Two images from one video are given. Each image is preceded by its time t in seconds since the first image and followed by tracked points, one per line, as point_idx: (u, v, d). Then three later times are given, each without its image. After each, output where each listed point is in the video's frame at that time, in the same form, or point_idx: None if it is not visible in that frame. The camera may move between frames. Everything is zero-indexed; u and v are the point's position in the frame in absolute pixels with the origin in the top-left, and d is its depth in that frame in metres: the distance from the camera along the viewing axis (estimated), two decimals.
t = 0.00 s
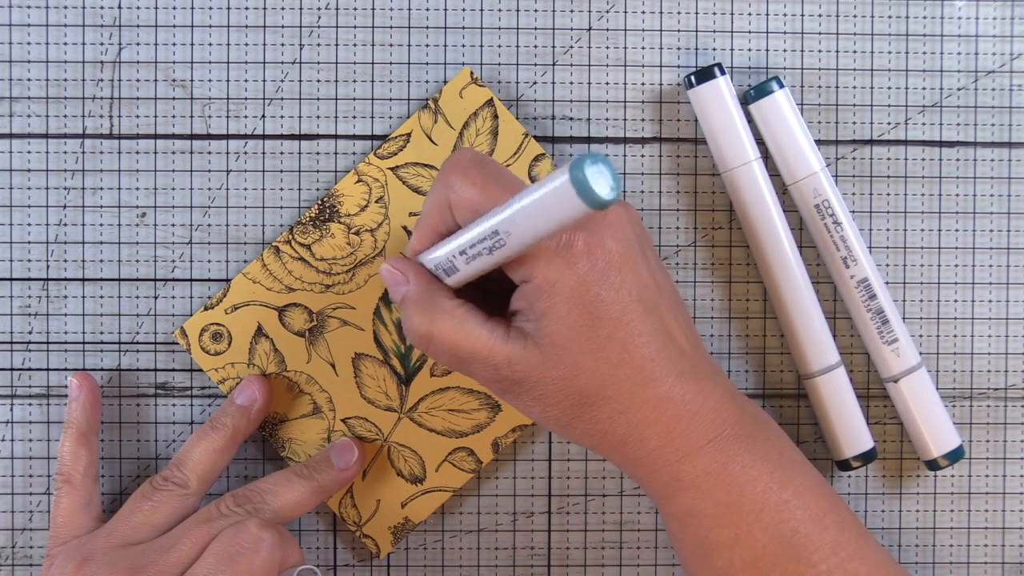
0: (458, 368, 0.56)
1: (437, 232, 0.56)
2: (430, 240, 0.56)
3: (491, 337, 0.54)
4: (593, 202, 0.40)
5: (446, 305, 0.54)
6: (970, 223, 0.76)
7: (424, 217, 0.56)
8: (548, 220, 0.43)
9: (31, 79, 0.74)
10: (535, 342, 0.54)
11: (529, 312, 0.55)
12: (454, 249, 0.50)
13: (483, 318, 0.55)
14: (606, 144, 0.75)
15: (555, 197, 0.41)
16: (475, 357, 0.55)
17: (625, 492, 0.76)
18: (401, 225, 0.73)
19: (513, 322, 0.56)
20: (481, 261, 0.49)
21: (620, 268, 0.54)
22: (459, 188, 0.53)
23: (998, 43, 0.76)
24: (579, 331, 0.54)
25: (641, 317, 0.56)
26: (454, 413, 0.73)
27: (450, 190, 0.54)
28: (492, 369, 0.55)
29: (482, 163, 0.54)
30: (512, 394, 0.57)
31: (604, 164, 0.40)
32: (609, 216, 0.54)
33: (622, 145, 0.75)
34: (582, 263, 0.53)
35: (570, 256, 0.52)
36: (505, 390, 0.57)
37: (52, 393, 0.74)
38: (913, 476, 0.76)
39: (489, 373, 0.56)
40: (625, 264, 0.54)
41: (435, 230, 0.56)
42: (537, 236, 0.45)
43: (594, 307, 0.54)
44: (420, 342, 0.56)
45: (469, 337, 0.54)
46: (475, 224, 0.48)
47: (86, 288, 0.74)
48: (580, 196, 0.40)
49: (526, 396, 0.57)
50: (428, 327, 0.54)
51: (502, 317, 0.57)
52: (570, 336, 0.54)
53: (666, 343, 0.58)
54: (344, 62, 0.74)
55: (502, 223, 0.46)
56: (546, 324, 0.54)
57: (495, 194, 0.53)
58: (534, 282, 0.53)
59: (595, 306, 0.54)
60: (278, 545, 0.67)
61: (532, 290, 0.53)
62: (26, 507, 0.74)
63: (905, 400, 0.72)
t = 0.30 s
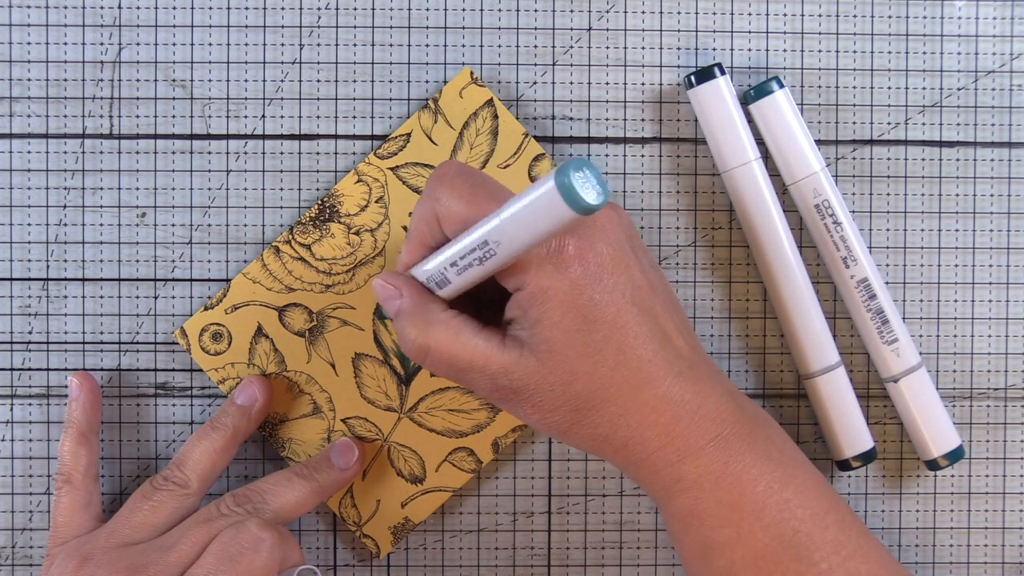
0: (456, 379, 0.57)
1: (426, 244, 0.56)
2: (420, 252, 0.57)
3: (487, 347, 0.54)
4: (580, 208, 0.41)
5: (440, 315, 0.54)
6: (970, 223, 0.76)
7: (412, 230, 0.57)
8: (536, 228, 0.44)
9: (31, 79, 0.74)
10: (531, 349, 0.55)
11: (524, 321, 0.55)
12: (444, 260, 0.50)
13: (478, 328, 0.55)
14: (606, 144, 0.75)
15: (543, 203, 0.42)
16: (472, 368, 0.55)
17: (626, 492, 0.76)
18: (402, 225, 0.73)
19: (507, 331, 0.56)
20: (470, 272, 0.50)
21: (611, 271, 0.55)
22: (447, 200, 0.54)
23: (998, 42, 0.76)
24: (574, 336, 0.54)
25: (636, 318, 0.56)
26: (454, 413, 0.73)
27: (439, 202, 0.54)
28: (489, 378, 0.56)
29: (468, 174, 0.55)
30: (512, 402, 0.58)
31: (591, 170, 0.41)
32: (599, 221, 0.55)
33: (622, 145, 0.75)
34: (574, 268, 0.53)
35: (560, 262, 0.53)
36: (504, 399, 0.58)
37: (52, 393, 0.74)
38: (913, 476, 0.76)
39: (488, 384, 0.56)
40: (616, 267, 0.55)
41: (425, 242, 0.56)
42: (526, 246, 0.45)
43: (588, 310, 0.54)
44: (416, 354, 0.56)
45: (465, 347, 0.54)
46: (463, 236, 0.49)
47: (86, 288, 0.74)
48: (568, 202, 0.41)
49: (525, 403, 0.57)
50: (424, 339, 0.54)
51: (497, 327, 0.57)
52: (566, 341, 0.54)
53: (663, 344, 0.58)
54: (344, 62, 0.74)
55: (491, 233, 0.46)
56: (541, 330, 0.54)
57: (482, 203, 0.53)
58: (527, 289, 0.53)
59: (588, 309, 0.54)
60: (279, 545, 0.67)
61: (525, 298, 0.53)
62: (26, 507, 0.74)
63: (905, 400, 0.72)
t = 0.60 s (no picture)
0: (456, 395, 0.57)
1: (418, 263, 0.56)
2: (414, 272, 0.56)
3: (485, 360, 0.54)
4: (562, 206, 0.42)
5: (436, 332, 0.54)
6: (970, 223, 0.76)
7: (404, 250, 0.57)
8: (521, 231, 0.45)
9: (31, 79, 0.74)
10: (529, 359, 0.55)
11: (521, 330, 0.55)
12: (438, 274, 0.51)
13: (474, 341, 0.55)
14: (606, 144, 0.75)
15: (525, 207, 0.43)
16: (471, 383, 0.55)
17: (626, 492, 0.76)
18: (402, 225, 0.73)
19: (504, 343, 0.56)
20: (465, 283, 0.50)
21: (606, 275, 0.55)
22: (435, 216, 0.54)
23: (998, 43, 0.76)
24: (570, 342, 0.55)
25: (633, 321, 0.56)
26: (454, 413, 0.73)
27: (427, 218, 0.54)
28: (488, 394, 0.56)
29: (454, 189, 0.55)
30: (512, 415, 0.58)
31: (569, 168, 0.42)
32: (589, 225, 0.55)
33: (622, 145, 0.75)
34: (569, 274, 0.54)
35: (553, 269, 0.53)
36: (504, 412, 0.57)
37: (52, 393, 0.74)
38: (913, 476, 0.76)
39: (488, 398, 0.56)
40: (611, 270, 0.55)
41: (417, 262, 0.56)
42: (515, 251, 0.46)
43: (584, 315, 0.54)
44: (414, 372, 0.56)
45: (463, 363, 0.54)
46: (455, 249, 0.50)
47: (86, 288, 0.74)
48: (549, 202, 0.42)
49: (525, 414, 0.57)
50: (421, 356, 0.54)
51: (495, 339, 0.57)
52: (564, 349, 0.55)
53: (661, 346, 0.58)
54: (344, 61, 0.74)
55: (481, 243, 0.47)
56: (538, 339, 0.54)
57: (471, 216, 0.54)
58: (523, 298, 0.54)
59: (584, 314, 0.54)
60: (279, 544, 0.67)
61: (521, 307, 0.54)
62: (26, 507, 0.74)
63: (905, 400, 0.72)
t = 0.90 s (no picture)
0: (461, 395, 0.56)
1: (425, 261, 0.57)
2: (421, 271, 0.57)
3: (490, 359, 0.54)
4: (567, 181, 0.41)
5: (442, 329, 0.54)
6: (970, 223, 0.76)
7: (411, 248, 0.57)
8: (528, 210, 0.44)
9: (31, 79, 0.74)
10: (536, 357, 0.55)
11: (526, 329, 0.55)
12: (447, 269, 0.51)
13: (479, 341, 0.55)
14: (606, 144, 0.75)
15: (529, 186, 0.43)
16: (475, 382, 0.55)
17: (626, 492, 0.76)
18: (402, 225, 0.73)
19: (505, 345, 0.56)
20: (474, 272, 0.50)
21: (612, 271, 0.55)
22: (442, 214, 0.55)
23: (998, 43, 0.76)
24: (578, 339, 0.55)
25: (637, 318, 0.56)
26: (453, 413, 0.73)
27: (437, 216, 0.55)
28: (494, 393, 0.55)
29: (461, 185, 0.56)
30: (518, 417, 0.57)
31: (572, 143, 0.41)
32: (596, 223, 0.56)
33: (622, 145, 0.75)
34: (575, 270, 0.54)
35: (559, 265, 0.54)
36: (512, 414, 0.57)
37: (52, 393, 0.74)
38: (913, 476, 0.76)
39: (493, 399, 0.56)
40: (617, 267, 0.55)
41: (424, 258, 0.56)
42: (523, 234, 0.45)
43: (590, 312, 0.55)
44: (418, 369, 0.55)
45: (469, 361, 0.54)
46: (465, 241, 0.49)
47: (86, 288, 0.74)
48: (555, 178, 0.41)
49: (532, 415, 0.57)
50: (427, 354, 0.54)
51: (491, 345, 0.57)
52: (571, 345, 0.55)
53: (664, 344, 0.58)
54: (344, 62, 0.74)
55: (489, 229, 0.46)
56: (545, 335, 0.54)
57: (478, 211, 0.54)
58: (528, 295, 0.54)
59: (591, 311, 0.55)
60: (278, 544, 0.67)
61: (527, 304, 0.54)
62: (26, 507, 0.74)
63: (905, 400, 0.72)
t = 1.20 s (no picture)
0: (454, 398, 0.56)
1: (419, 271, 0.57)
2: (418, 277, 0.57)
3: (486, 363, 0.54)
4: (546, 220, 0.41)
5: (441, 332, 0.54)
6: (970, 223, 0.76)
7: (406, 255, 0.57)
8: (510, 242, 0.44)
9: (31, 79, 0.74)
10: (529, 365, 0.55)
11: (521, 337, 0.55)
12: (438, 282, 0.51)
13: (476, 345, 0.55)
14: (606, 144, 0.75)
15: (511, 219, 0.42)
16: (469, 386, 0.55)
17: (626, 492, 0.76)
18: (402, 225, 0.73)
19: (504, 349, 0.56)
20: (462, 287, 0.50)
21: (606, 280, 0.55)
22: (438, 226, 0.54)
23: (998, 43, 0.76)
24: (571, 349, 0.55)
25: (633, 326, 0.56)
26: (453, 413, 0.73)
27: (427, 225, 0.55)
28: (487, 399, 0.56)
29: (453, 196, 0.56)
30: (512, 423, 0.57)
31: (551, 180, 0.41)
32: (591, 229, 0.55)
33: (622, 145, 0.75)
34: (568, 282, 0.54)
35: (553, 275, 0.53)
36: (505, 420, 0.57)
37: (52, 393, 0.74)
38: (913, 476, 0.76)
39: (486, 404, 0.56)
40: (611, 276, 0.55)
41: (419, 266, 0.57)
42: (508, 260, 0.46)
43: (584, 322, 0.54)
44: (413, 369, 0.55)
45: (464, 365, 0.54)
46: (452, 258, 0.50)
47: (86, 288, 0.74)
48: (534, 218, 0.41)
49: (527, 421, 0.57)
50: (422, 355, 0.54)
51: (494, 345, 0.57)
52: (564, 355, 0.54)
53: (660, 352, 0.58)
54: (344, 62, 0.74)
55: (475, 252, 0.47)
56: (539, 345, 0.54)
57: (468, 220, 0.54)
58: (524, 304, 0.54)
59: (584, 320, 0.54)
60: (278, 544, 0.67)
61: (522, 313, 0.54)
62: (26, 507, 0.74)
63: (905, 400, 0.72)
